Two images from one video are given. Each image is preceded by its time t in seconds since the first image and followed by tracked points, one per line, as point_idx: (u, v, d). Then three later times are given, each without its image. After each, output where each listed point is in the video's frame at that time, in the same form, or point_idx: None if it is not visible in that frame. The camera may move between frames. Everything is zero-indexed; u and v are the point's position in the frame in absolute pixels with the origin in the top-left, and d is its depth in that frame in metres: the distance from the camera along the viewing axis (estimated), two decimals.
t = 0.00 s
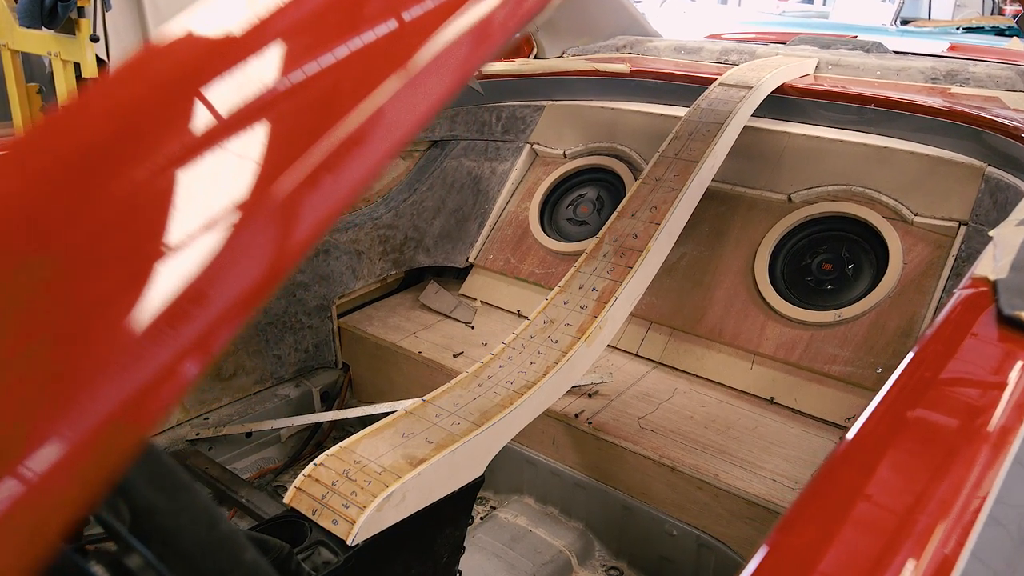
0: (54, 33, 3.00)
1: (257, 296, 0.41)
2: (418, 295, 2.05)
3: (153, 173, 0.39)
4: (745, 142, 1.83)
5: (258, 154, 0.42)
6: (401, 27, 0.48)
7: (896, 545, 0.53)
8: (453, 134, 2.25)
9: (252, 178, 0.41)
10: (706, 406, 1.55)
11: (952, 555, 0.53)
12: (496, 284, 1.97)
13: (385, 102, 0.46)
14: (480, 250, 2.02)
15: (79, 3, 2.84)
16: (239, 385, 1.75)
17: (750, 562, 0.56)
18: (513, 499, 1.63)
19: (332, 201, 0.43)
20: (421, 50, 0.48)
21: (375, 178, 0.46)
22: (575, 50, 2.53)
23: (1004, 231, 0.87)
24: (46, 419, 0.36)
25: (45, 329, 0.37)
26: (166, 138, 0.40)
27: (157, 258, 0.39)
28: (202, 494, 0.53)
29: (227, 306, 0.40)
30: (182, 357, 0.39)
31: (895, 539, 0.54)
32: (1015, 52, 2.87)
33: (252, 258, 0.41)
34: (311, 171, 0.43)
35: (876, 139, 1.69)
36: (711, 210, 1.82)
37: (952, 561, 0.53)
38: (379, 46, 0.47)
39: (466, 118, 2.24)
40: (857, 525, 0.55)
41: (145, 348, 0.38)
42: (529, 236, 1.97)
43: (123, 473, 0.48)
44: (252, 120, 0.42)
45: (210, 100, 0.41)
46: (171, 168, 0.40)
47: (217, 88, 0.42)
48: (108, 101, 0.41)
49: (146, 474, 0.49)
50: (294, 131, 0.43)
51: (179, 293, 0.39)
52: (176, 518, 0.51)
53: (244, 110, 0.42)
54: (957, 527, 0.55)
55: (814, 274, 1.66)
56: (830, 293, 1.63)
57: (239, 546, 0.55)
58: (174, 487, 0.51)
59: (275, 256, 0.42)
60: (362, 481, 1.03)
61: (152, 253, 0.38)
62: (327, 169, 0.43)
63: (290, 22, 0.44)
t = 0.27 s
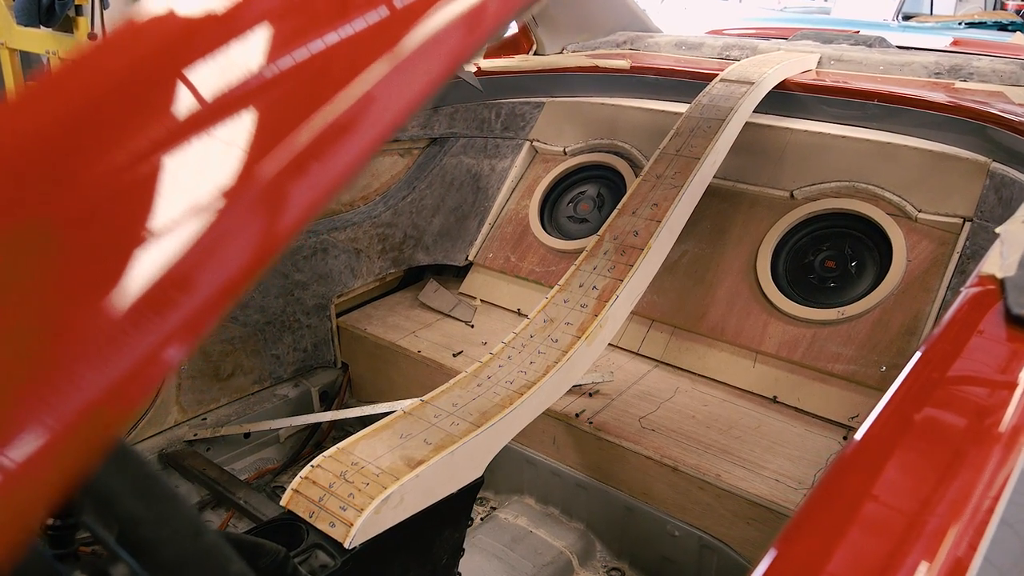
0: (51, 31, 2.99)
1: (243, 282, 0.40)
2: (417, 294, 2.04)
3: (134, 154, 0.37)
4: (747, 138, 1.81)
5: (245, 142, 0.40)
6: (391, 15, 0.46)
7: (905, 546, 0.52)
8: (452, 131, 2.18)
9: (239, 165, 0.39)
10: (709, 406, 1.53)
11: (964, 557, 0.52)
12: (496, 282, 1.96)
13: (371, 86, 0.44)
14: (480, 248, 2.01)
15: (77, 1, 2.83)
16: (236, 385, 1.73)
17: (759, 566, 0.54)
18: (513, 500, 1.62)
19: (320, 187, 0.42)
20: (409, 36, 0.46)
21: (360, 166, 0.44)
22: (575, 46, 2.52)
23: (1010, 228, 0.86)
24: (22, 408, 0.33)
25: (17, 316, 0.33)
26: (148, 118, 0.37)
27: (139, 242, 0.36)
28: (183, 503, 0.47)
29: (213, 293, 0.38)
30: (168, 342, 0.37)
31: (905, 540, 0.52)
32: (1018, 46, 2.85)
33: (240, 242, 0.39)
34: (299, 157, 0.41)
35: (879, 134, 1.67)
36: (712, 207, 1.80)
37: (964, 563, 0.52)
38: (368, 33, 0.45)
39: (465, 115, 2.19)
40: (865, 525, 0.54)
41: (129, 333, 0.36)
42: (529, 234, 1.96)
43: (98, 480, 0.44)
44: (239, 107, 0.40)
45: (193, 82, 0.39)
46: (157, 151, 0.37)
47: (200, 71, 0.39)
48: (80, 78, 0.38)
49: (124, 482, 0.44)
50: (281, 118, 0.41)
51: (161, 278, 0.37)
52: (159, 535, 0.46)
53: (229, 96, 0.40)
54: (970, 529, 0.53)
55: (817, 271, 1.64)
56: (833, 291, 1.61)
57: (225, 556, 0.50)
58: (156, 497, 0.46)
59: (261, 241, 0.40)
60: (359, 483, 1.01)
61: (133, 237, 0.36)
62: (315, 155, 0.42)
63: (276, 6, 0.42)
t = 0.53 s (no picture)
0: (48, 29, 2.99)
1: (227, 269, 0.35)
2: (416, 293, 2.03)
3: (112, 135, 0.33)
4: (749, 134, 1.80)
5: (230, 128, 0.36)
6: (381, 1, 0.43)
7: (916, 547, 0.51)
8: (451, 129, 2.15)
9: (223, 148, 0.36)
10: (710, 405, 1.52)
11: (976, 558, 0.51)
12: (496, 281, 1.95)
13: (361, 68, 0.41)
14: (479, 246, 2.00)
15: None
16: (235, 385, 1.72)
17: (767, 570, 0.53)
18: (513, 501, 1.61)
19: (305, 173, 0.38)
20: (400, 17, 0.43)
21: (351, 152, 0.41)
22: (575, 43, 2.50)
23: (1016, 225, 0.85)
24: None
25: None
26: (127, 98, 0.34)
27: (117, 222, 0.32)
28: (167, 510, 0.44)
29: (199, 277, 0.34)
30: (149, 329, 0.32)
31: (914, 540, 0.51)
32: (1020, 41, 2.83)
33: (225, 225, 0.35)
34: (287, 141, 0.38)
35: (881, 130, 1.65)
36: (713, 205, 1.79)
37: (978, 566, 0.51)
38: (358, 17, 0.42)
39: (464, 112, 2.15)
40: (873, 526, 0.53)
41: (105, 318, 0.31)
42: (529, 232, 1.94)
43: (79, 489, 0.39)
44: (224, 91, 0.37)
45: (174, 64, 0.36)
46: (139, 134, 0.34)
47: (181, 52, 0.36)
48: (52, 58, 0.35)
49: (108, 492, 0.40)
50: (268, 103, 0.38)
51: (140, 258, 0.32)
52: (140, 546, 0.42)
53: (211, 80, 0.36)
54: (983, 532, 0.52)
55: (819, 269, 1.63)
56: (836, 289, 1.60)
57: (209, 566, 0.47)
58: (140, 507, 0.42)
59: (248, 225, 0.36)
60: (356, 485, 1.00)
61: (109, 217, 0.32)
62: (304, 139, 0.38)
63: None
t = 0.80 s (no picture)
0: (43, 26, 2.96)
1: (208, 255, 0.34)
2: (414, 292, 2.01)
3: (89, 117, 0.32)
4: (750, 131, 1.78)
5: (211, 111, 0.35)
6: None
7: (925, 548, 0.49)
8: (449, 126, 2.12)
9: (204, 131, 0.34)
10: (711, 404, 1.51)
11: (988, 559, 0.49)
12: (495, 280, 1.93)
13: (346, 50, 0.39)
14: (478, 245, 1.99)
15: None
16: (232, 386, 1.71)
17: None
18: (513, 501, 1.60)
19: (290, 158, 0.36)
20: None
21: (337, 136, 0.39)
22: (575, 39, 2.48)
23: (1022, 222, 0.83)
24: None
25: None
26: (105, 81, 0.33)
27: (93, 203, 0.31)
28: (148, 524, 0.42)
29: (180, 261, 0.32)
30: (127, 314, 0.31)
31: (923, 541, 0.50)
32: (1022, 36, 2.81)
33: (205, 208, 0.33)
34: (270, 125, 0.36)
35: (884, 126, 1.63)
36: (713, 202, 1.77)
37: (990, 569, 0.49)
38: None
39: (463, 110, 2.13)
40: (881, 526, 0.51)
41: (78, 301, 0.30)
42: (528, 231, 1.93)
43: (56, 502, 0.37)
44: (205, 75, 0.35)
45: (152, 45, 0.34)
46: (118, 117, 0.32)
47: (159, 31, 0.35)
48: (11, 32, 0.32)
49: (86, 505, 0.38)
50: (250, 86, 0.36)
51: (117, 239, 0.31)
52: (121, 558, 0.41)
53: (193, 63, 0.35)
54: (996, 535, 0.51)
55: (821, 267, 1.61)
56: (838, 287, 1.58)
57: None
58: (119, 519, 0.40)
59: (230, 209, 0.34)
60: (353, 488, 0.99)
61: (84, 199, 0.31)
62: (287, 123, 0.36)
63: None
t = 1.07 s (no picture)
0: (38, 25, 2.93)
1: (187, 239, 0.33)
2: (413, 292, 2.00)
3: (65, 97, 0.31)
4: (750, 128, 1.77)
5: (193, 91, 0.34)
6: None
7: (933, 550, 0.48)
8: (447, 125, 2.09)
9: (185, 110, 0.33)
10: (712, 404, 1.50)
11: (998, 563, 0.48)
12: (493, 279, 1.92)
13: (332, 32, 0.38)
14: (477, 244, 1.97)
15: None
16: (229, 387, 1.70)
17: None
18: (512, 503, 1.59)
19: (272, 140, 0.35)
20: None
21: (321, 121, 0.38)
22: (574, 37, 2.47)
23: None
24: None
25: None
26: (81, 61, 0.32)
27: (66, 182, 0.29)
28: (127, 534, 0.41)
29: (158, 243, 0.31)
30: (103, 298, 0.30)
31: (930, 542, 0.49)
32: None
33: (184, 191, 0.32)
34: (251, 107, 0.35)
35: (885, 123, 1.62)
36: (714, 201, 1.76)
37: (1000, 572, 0.48)
38: None
39: (461, 108, 2.10)
40: (889, 527, 0.50)
41: (50, 282, 0.28)
42: (527, 230, 1.92)
43: (32, 513, 0.36)
44: (186, 55, 0.34)
45: (131, 25, 0.33)
46: (95, 97, 0.31)
47: (138, 10, 0.34)
48: None
49: (63, 516, 0.37)
50: (233, 68, 0.35)
51: (93, 219, 0.30)
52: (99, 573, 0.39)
53: (176, 45, 0.34)
54: (1009, 538, 0.49)
55: (823, 265, 1.60)
56: (840, 285, 1.57)
57: None
58: (96, 530, 0.39)
59: (209, 193, 0.33)
60: (349, 491, 0.98)
61: (57, 178, 0.29)
62: (270, 105, 0.36)
63: None
